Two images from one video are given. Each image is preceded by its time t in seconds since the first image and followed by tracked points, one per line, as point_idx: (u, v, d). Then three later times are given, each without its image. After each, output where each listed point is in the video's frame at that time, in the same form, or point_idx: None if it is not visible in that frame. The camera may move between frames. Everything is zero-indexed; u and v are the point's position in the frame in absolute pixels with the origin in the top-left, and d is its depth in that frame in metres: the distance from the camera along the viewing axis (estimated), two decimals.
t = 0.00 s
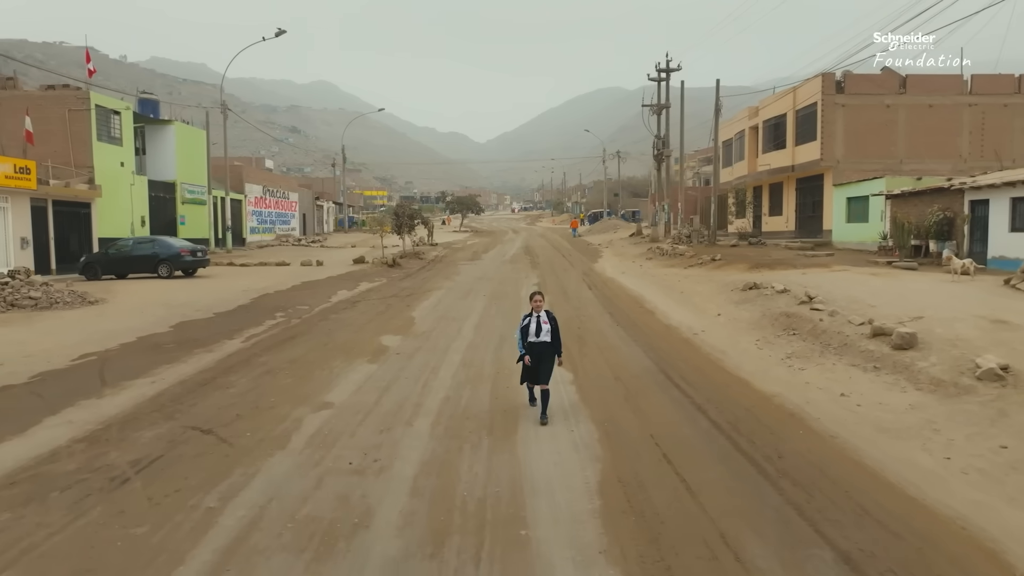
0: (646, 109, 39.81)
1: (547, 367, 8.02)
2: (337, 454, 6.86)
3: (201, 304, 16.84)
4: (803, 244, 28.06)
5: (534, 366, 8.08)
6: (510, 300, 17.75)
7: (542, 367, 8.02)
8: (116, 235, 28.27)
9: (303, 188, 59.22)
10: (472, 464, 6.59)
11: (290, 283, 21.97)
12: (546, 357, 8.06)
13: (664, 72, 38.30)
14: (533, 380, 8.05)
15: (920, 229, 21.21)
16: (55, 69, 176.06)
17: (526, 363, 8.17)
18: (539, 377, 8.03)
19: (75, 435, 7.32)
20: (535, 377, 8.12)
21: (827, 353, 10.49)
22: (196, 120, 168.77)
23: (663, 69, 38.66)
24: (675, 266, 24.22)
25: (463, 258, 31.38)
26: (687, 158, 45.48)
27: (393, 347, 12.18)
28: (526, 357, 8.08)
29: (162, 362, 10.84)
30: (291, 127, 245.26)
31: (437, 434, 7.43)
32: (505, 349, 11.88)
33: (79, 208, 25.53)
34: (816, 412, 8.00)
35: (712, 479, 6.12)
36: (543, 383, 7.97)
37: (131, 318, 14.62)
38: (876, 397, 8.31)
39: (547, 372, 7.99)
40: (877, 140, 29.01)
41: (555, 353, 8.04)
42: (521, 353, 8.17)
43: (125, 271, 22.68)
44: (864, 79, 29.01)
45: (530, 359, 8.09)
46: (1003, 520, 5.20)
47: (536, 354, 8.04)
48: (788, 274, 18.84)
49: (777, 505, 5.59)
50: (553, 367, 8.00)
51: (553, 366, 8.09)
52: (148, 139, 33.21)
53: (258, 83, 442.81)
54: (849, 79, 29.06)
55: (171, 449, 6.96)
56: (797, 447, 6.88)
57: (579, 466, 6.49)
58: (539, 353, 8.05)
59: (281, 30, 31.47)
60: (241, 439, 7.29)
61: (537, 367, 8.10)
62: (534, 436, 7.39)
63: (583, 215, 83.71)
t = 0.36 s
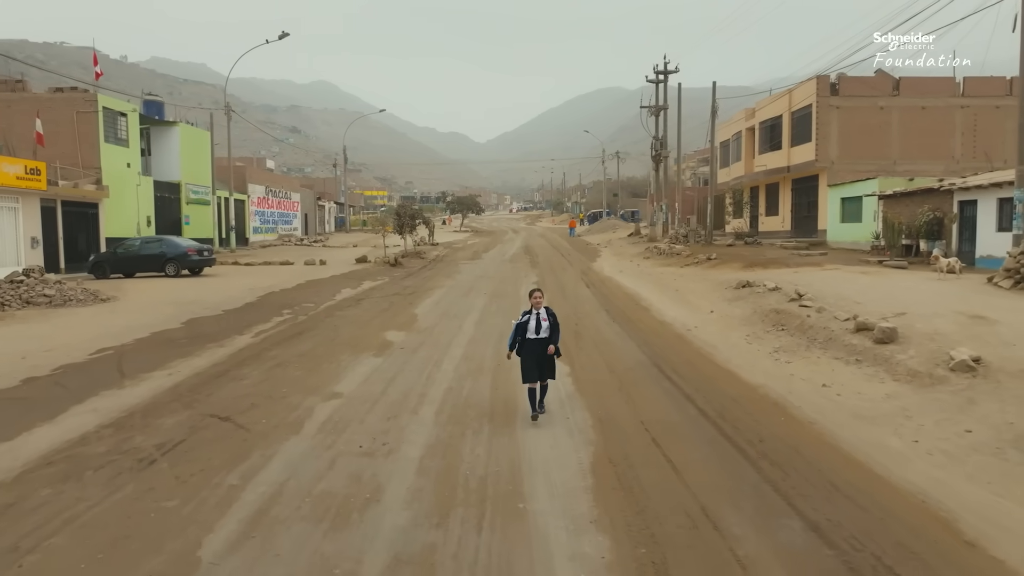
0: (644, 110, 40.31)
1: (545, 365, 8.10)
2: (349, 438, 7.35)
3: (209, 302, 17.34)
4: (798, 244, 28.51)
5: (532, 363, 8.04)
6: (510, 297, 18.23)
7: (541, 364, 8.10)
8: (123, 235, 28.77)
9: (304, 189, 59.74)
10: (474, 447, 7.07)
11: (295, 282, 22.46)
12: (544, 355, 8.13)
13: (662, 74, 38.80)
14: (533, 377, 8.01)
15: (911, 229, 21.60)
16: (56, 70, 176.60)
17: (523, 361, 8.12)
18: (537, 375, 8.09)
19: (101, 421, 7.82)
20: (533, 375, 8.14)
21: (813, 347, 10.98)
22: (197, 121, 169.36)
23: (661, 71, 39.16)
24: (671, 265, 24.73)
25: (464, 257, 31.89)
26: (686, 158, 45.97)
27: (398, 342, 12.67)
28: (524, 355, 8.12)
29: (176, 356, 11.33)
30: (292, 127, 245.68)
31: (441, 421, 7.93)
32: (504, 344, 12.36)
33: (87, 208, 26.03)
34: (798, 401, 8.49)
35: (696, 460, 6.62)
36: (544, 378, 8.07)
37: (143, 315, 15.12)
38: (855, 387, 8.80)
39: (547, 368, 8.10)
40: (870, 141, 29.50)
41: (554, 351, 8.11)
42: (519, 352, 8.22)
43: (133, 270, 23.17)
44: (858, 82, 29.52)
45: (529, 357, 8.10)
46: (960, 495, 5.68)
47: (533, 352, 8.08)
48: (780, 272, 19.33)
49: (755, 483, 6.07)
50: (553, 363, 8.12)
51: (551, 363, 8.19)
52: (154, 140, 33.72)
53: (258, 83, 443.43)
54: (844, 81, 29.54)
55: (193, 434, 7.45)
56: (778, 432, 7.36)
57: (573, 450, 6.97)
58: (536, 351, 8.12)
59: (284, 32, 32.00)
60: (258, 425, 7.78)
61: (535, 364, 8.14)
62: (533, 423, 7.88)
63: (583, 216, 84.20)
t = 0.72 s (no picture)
0: (642, 112, 40.76)
1: (545, 365, 8.14)
2: (358, 425, 7.83)
3: (217, 299, 17.80)
4: (794, 244, 28.97)
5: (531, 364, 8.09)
6: (510, 296, 18.70)
7: (540, 364, 8.15)
8: (129, 234, 29.25)
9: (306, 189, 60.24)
10: (475, 433, 7.53)
11: (299, 281, 22.94)
12: (543, 354, 8.17)
13: (660, 76, 39.24)
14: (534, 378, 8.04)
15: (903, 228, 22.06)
16: (57, 70, 177.05)
17: (523, 362, 8.14)
18: (537, 375, 8.12)
19: (124, 410, 8.29)
20: (533, 376, 8.18)
21: (800, 342, 11.46)
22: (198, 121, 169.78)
23: (659, 73, 39.59)
24: (668, 264, 25.21)
25: (464, 257, 32.38)
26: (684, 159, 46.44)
27: (401, 337, 13.15)
28: (523, 356, 8.14)
29: (189, 350, 11.80)
30: (292, 127, 246.10)
31: (444, 409, 8.40)
32: (504, 339, 12.83)
33: (94, 208, 26.51)
34: (782, 391, 8.97)
35: (682, 444, 7.09)
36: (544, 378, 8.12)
37: (154, 312, 15.59)
38: (836, 379, 9.28)
39: (546, 368, 8.17)
40: (865, 143, 29.98)
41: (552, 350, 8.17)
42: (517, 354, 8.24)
43: (140, 269, 23.63)
44: (852, 84, 29.99)
45: (528, 357, 8.14)
46: (926, 475, 6.13)
47: (532, 353, 8.12)
48: (774, 271, 19.81)
49: (736, 464, 6.52)
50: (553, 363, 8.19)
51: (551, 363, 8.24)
52: (158, 141, 34.18)
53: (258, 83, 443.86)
54: (838, 83, 29.99)
55: (211, 420, 7.92)
56: (761, 420, 7.81)
57: (568, 435, 7.43)
58: (535, 351, 8.15)
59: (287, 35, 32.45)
60: (272, 413, 8.25)
61: (534, 364, 8.19)
62: (530, 412, 8.35)
63: (583, 215, 84.70)
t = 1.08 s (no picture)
0: (641, 113, 41.20)
1: (543, 371, 7.96)
2: (366, 414, 8.28)
3: (223, 297, 18.27)
4: (789, 243, 29.42)
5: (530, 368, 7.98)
6: (509, 294, 19.16)
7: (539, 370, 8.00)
8: (135, 234, 29.71)
9: (307, 189, 60.71)
10: (475, 420, 8.00)
11: (303, 279, 23.38)
12: (542, 360, 8.02)
13: (658, 78, 39.68)
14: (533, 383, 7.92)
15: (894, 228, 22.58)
16: (59, 70, 177.70)
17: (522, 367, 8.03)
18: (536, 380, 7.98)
19: (144, 399, 8.76)
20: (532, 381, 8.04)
21: (789, 337, 11.91)
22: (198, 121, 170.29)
23: (657, 74, 40.01)
24: (665, 263, 25.67)
25: (465, 256, 32.87)
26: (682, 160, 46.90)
27: (404, 333, 13.58)
28: (522, 361, 8.02)
29: (200, 345, 12.26)
30: (292, 127, 246.49)
31: (447, 400, 8.85)
32: (504, 335, 13.27)
33: (101, 208, 26.99)
34: (767, 383, 9.43)
35: (671, 430, 7.54)
36: (538, 384, 7.89)
37: (163, 309, 16.04)
38: (820, 371, 9.75)
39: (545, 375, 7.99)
40: (859, 144, 30.45)
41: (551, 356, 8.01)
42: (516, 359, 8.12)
43: (147, 268, 24.09)
44: (847, 86, 30.43)
45: (527, 362, 8.01)
46: (896, 458, 6.59)
47: (531, 358, 8.00)
48: (767, 270, 20.26)
49: (721, 448, 6.98)
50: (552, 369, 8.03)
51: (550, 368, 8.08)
52: (163, 142, 34.61)
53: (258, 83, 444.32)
54: (833, 85, 30.40)
55: (226, 409, 8.39)
56: (746, 409, 8.27)
57: (564, 422, 7.89)
58: (533, 357, 8.02)
59: (290, 38, 32.91)
60: (284, 403, 8.71)
61: (533, 369, 8.03)
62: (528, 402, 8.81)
63: (582, 215, 85.16)
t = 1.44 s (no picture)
0: (639, 114, 41.64)
1: (543, 369, 7.95)
2: (372, 404, 8.73)
3: (230, 296, 18.72)
4: (785, 243, 29.86)
5: (529, 366, 7.91)
6: (509, 292, 19.60)
7: (538, 368, 7.97)
8: (141, 234, 30.16)
9: (309, 189, 61.20)
10: (476, 409, 8.45)
11: (306, 278, 23.82)
12: (541, 358, 7.98)
13: (656, 79, 40.12)
14: (532, 381, 7.90)
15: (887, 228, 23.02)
16: (61, 71, 178.40)
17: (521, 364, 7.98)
18: (534, 378, 7.95)
19: (161, 390, 9.21)
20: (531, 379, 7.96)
21: (779, 333, 12.34)
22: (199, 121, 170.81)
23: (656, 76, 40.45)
24: (662, 262, 26.12)
25: (465, 256, 33.32)
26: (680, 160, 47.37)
27: (407, 330, 14.03)
28: (520, 359, 7.97)
29: (211, 341, 12.72)
30: (292, 127, 246.88)
31: (449, 391, 9.31)
32: (504, 331, 13.72)
33: (108, 209, 27.44)
34: (755, 375, 9.89)
35: (662, 418, 8.00)
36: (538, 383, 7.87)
37: (173, 307, 16.49)
38: (805, 364, 10.20)
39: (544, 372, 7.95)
40: (854, 145, 30.89)
41: (550, 355, 7.98)
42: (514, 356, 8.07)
43: (154, 267, 24.54)
44: (842, 88, 30.86)
45: (526, 360, 7.95)
46: (871, 442, 7.03)
47: (530, 356, 7.94)
48: (762, 269, 20.70)
49: (707, 434, 7.43)
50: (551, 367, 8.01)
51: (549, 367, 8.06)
52: (167, 143, 35.05)
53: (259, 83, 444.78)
54: (829, 87, 30.85)
55: (240, 400, 8.84)
56: (733, 399, 8.73)
57: (560, 412, 8.33)
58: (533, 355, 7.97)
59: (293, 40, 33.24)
60: (294, 394, 9.16)
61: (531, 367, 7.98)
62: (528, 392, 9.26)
63: (581, 215, 85.59)
